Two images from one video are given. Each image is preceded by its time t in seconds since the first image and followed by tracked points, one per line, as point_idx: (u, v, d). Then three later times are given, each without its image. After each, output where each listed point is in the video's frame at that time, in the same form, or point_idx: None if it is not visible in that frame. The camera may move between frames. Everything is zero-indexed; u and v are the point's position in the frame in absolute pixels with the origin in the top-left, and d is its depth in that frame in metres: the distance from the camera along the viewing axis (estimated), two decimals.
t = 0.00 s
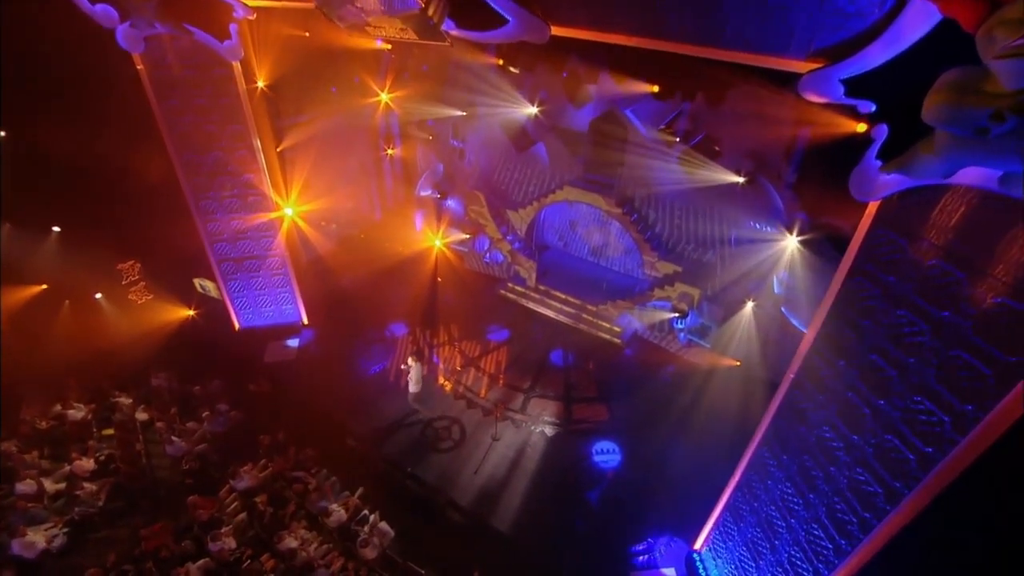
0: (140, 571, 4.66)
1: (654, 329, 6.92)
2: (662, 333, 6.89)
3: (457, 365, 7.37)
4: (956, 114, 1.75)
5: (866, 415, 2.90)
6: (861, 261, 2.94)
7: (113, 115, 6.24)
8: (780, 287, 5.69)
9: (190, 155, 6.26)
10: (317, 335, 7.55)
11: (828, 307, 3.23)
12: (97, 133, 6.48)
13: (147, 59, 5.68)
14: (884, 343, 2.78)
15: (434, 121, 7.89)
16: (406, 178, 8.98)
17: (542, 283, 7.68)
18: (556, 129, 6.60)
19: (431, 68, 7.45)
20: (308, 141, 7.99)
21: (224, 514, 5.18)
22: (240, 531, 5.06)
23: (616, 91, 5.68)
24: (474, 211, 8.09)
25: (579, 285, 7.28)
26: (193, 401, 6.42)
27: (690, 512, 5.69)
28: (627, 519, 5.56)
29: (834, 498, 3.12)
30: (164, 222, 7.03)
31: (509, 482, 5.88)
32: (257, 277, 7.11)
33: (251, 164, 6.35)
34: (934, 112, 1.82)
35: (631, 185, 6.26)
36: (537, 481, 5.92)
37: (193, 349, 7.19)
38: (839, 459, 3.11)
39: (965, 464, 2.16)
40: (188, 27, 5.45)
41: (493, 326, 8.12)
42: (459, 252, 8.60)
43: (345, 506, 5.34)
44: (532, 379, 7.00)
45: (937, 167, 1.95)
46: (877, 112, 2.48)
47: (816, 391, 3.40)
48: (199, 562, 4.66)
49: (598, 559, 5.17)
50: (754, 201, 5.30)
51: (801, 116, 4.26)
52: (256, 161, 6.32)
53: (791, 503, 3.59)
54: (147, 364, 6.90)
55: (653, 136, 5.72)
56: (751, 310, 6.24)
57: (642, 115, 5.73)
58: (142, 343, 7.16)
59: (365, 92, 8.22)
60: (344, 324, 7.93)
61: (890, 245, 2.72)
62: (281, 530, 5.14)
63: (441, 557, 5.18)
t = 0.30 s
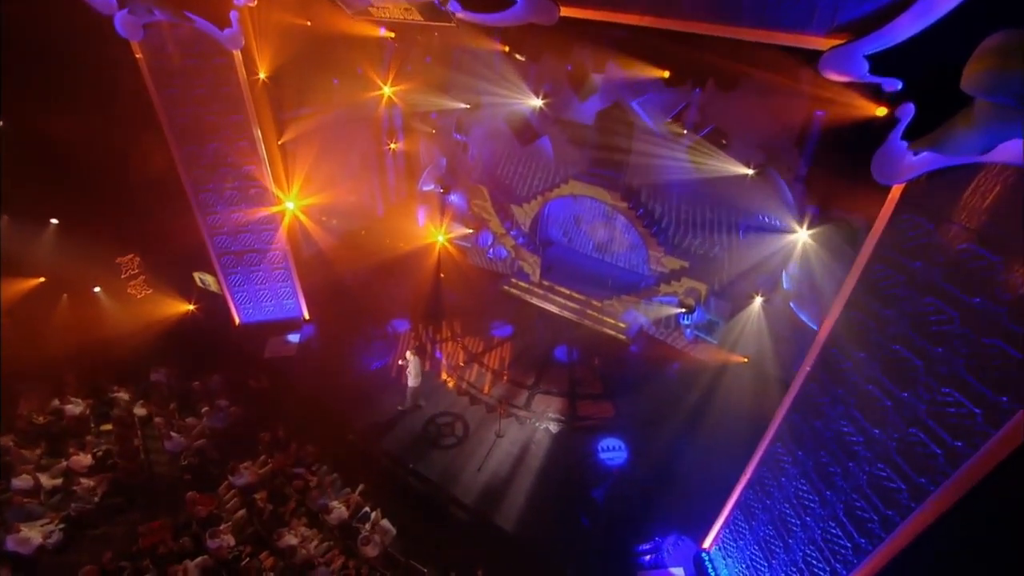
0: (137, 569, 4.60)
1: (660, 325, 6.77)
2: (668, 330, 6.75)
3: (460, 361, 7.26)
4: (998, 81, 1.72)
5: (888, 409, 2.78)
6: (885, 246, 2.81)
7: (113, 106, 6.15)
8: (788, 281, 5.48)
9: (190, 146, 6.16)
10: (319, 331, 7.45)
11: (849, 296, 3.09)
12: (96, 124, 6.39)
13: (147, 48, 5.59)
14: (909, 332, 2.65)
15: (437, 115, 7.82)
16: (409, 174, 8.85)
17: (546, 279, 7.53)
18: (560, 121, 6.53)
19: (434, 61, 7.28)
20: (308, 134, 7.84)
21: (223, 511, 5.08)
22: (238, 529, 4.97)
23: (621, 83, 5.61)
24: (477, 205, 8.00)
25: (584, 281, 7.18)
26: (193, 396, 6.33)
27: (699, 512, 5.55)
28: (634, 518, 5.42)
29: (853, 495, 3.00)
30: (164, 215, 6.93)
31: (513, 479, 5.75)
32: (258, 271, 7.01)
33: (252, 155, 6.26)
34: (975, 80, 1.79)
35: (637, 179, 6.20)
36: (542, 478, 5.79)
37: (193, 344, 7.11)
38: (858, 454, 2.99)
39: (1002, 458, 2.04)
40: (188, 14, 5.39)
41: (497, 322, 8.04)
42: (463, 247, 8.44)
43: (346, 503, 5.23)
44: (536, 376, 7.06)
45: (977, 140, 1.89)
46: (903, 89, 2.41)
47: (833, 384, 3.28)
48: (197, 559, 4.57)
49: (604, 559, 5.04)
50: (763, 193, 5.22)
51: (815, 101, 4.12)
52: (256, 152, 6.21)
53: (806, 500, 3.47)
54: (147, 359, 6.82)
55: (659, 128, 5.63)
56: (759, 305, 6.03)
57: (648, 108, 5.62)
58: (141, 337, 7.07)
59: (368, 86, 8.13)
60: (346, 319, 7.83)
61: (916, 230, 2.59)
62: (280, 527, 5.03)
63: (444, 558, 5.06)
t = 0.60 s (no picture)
0: (134, 566, 4.52)
1: (667, 320, 6.76)
2: (675, 325, 6.72)
3: (463, 356, 7.11)
4: None
5: (912, 401, 2.63)
6: (909, 229, 2.65)
7: (112, 96, 6.05)
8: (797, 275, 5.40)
9: (189, 136, 6.03)
10: (320, 325, 7.29)
11: (866, 284, 2.94)
12: (95, 114, 6.29)
13: (145, 35, 5.47)
14: (934, 320, 2.50)
15: (440, 107, 7.97)
16: (411, 167, 9.01)
17: (552, 274, 7.64)
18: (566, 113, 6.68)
19: (438, 51, 7.40)
20: (310, 127, 7.79)
21: (222, 506, 5.00)
22: (237, 525, 4.88)
23: (627, 72, 5.81)
24: (482, 199, 8.08)
25: (589, 275, 7.32)
26: (192, 391, 6.23)
27: (709, 511, 5.41)
28: (640, 515, 5.30)
29: (874, 492, 2.87)
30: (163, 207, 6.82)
31: (518, 476, 5.63)
32: (259, 265, 6.91)
33: (253, 146, 6.15)
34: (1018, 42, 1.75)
35: (643, 173, 6.30)
36: (547, 475, 5.66)
37: (192, 337, 7.00)
38: (880, 448, 2.85)
39: None
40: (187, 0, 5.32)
41: (501, 318, 7.82)
42: (466, 242, 8.50)
43: (347, 500, 5.14)
44: (541, 370, 6.88)
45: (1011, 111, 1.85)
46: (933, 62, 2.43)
47: (850, 376, 3.14)
48: (195, 556, 4.49)
49: (611, 557, 4.92)
50: (771, 186, 5.30)
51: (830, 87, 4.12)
52: (257, 142, 6.11)
53: (822, 497, 3.35)
54: (145, 353, 6.71)
55: (667, 121, 5.78)
56: (768, 300, 5.95)
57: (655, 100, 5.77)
58: (140, 332, 6.97)
59: (372, 80, 8.16)
60: (347, 312, 7.68)
61: (943, 212, 2.44)
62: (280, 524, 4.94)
63: (447, 555, 4.96)
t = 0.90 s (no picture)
0: (131, 562, 4.43)
1: (674, 315, 6.73)
2: (682, 320, 6.69)
3: (467, 351, 6.97)
4: None
5: (939, 391, 2.53)
6: (940, 212, 2.52)
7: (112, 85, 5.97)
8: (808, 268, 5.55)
9: (190, 125, 5.94)
10: (321, 319, 7.21)
11: (891, 270, 2.84)
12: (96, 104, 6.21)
13: (145, 22, 5.39)
14: (965, 306, 2.38)
15: (444, 100, 7.95)
16: (414, 161, 8.91)
17: (556, 269, 7.56)
18: (571, 107, 6.73)
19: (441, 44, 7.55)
20: (309, 121, 7.67)
21: (221, 501, 4.92)
22: (236, 520, 4.77)
23: (632, 60, 6.03)
24: (485, 193, 8.00)
25: (595, 271, 7.26)
26: (192, 385, 6.12)
27: (718, 508, 5.28)
28: (648, 512, 5.18)
29: (897, 487, 2.76)
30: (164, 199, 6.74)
31: (523, 472, 5.52)
32: (260, 258, 6.82)
33: (255, 136, 6.06)
34: None
35: (650, 167, 6.34)
36: (553, 471, 5.56)
37: (192, 331, 6.89)
38: (902, 441, 2.74)
39: None
40: None
41: (505, 312, 7.63)
42: (470, 237, 8.43)
43: (349, 495, 5.05)
44: (545, 366, 6.70)
45: None
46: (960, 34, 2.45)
47: (871, 366, 3.02)
48: (193, 552, 4.41)
49: (618, 555, 4.80)
50: (779, 177, 5.41)
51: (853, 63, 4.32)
52: (260, 133, 6.02)
53: (839, 493, 3.24)
54: (145, 347, 6.62)
55: (674, 114, 5.92)
56: (777, 295, 6.00)
57: (661, 92, 5.92)
58: (142, 327, 6.87)
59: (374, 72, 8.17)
60: (351, 305, 7.58)
61: (977, 193, 2.32)
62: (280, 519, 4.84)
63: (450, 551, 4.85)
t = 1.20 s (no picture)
0: (128, 557, 4.35)
1: (681, 310, 6.54)
2: (688, 315, 6.50)
3: (470, 346, 6.89)
4: None
5: (968, 380, 2.38)
6: (966, 192, 2.41)
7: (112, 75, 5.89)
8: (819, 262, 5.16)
9: (190, 114, 5.84)
10: (322, 314, 7.14)
11: (918, 250, 2.68)
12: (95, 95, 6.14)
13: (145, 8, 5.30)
14: (997, 290, 2.23)
15: (448, 93, 8.20)
16: (418, 155, 9.11)
17: (561, 264, 7.48)
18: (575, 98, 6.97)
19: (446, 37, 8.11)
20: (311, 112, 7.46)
21: (220, 496, 4.83)
22: (235, 515, 4.70)
23: (639, 53, 6.46)
24: (489, 186, 7.84)
25: (602, 268, 7.16)
26: (191, 379, 5.99)
27: (731, 505, 5.11)
28: (656, 509, 5.04)
29: (921, 481, 2.64)
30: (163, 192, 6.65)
31: (528, 467, 5.41)
32: (261, 250, 6.74)
33: (255, 126, 5.98)
34: None
35: (657, 160, 6.18)
36: (558, 466, 5.43)
37: (194, 325, 6.84)
38: (928, 434, 2.61)
39: None
40: None
41: (509, 307, 7.64)
42: (473, 232, 8.31)
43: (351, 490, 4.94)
44: (551, 361, 6.72)
45: None
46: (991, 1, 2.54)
47: (893, 356, 2.89)
48: (192, 547, 4.33)
49: (626, 553, 4.67)
50: (789, 168, 5.39)
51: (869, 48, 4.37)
52: (262, 122, 5.95)
53: (858, 487, 3.12)
54: (144, 341, 6.54)
55: (683, 106, 6.12)
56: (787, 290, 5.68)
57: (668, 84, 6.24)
58: (142, 321, 6.81)
59: (376, 66, 8.10)
60: (352, 299, 7.47)
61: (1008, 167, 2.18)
62: (280, 514, 4.74)
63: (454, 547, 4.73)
